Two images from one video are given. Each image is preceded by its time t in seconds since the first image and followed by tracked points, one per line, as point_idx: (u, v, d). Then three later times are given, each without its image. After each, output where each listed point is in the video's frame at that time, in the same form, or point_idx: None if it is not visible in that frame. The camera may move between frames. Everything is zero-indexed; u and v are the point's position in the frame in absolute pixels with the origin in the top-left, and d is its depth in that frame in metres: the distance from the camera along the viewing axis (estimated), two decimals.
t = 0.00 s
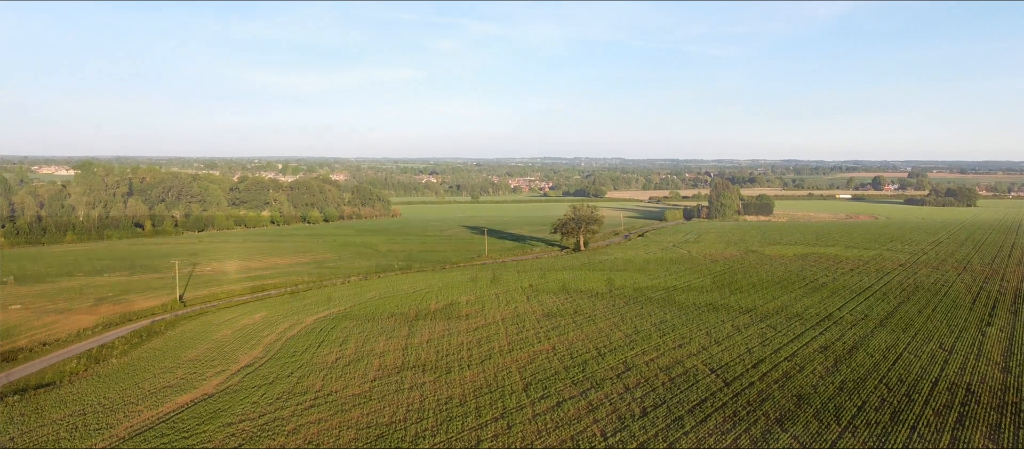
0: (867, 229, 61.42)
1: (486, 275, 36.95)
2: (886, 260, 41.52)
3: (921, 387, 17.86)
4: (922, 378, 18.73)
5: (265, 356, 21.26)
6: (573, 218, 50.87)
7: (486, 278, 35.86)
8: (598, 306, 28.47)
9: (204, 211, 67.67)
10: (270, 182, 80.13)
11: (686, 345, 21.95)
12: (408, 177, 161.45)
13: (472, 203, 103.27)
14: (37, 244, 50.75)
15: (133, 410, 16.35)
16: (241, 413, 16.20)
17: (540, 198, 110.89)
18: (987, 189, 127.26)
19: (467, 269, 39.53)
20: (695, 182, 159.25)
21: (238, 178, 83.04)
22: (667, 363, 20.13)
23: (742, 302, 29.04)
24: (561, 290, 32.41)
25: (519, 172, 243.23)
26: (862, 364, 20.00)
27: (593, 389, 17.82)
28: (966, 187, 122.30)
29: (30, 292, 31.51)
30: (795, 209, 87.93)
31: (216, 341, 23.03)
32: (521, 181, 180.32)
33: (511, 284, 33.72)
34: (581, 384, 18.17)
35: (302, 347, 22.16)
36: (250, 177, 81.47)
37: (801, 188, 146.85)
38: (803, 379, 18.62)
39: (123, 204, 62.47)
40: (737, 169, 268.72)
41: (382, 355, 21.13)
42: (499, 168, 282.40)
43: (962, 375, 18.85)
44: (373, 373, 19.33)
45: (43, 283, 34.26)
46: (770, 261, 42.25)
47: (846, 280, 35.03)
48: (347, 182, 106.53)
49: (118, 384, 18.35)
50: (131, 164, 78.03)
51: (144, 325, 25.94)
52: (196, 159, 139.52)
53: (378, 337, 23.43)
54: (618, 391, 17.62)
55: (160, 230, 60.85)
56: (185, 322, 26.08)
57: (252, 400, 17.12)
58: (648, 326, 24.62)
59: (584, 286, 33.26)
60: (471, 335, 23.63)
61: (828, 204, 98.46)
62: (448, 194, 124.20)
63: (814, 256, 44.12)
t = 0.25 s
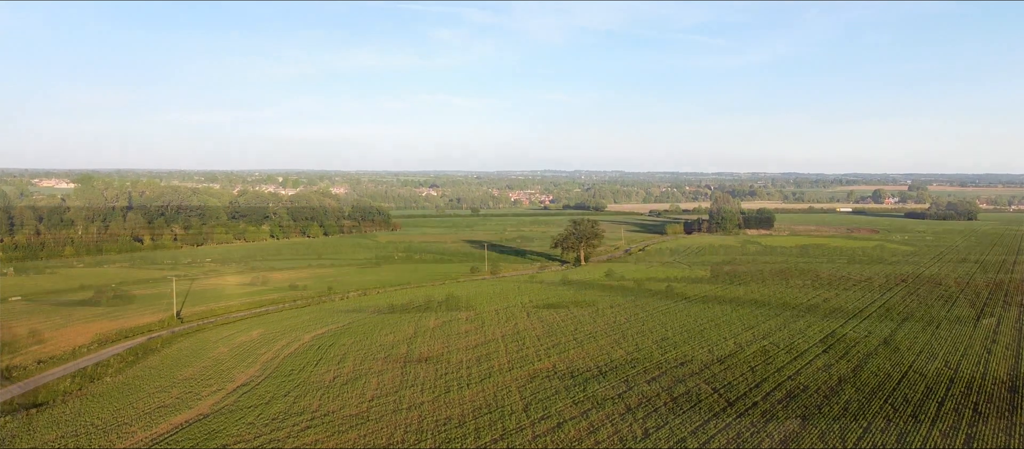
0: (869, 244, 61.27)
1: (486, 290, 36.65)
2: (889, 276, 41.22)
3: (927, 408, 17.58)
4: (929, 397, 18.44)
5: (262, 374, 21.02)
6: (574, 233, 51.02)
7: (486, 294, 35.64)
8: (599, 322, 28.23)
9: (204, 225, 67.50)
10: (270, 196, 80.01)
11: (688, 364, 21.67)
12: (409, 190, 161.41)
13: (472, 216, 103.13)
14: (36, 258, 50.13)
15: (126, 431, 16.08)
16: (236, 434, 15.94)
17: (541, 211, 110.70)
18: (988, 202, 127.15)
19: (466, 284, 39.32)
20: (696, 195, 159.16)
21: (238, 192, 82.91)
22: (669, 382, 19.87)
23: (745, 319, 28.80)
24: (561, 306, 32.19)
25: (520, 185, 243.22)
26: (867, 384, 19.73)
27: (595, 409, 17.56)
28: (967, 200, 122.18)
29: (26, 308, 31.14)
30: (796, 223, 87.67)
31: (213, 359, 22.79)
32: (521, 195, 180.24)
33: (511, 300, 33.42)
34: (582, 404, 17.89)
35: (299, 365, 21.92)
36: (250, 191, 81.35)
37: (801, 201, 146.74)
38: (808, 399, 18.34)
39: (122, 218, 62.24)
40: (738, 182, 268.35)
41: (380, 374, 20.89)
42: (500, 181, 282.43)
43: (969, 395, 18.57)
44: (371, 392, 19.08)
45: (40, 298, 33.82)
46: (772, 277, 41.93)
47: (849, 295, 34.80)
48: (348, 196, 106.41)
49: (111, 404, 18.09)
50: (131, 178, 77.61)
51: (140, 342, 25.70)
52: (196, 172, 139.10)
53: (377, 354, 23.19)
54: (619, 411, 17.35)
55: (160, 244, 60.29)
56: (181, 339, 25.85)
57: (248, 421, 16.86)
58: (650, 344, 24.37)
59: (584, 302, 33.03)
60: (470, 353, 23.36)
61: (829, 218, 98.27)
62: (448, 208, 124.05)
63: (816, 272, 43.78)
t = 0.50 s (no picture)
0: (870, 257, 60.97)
1: (486, 305, 36.35)
2: (891, 291, 40.94)
3: (933, 427, 17.29)
4: (935, 416, 18.14)
5: (259, 392, 20.75)
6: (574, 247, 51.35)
7: (486, 309, 35.35)
8: (599, 338, 27.94)
9: (202, 238, 67.16)
10: (269, 210, 79.72)
11: (690, 381, 21.40)
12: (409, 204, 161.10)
13: (472, 230, 102.84)
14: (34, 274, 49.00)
15: None
16: None
17: (541, 224, 110.39)
18: (989, 214, 126.87)
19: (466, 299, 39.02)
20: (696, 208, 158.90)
21: (237, 206, 82.61)
22: (671, 400, 19.59)
23: (747, 336, 28.50)
24: (562, 321, 31.90)
25: (520, 198, 243.03)
26: (872, 402, 19.44)
27: (596, 428, 17.27)
28: (968, 213, 121.89)
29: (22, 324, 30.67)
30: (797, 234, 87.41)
31: (209, 377, 22.51)
32: (521, 208, 180.00)
33: (511, 316, 33.11)
34: (583, 424, 17.61)
35: (297, 383, 21.65)
36: (250, 204, 81.06)
37: (802, 214, 146.55)
38: (812, 418, 18.05)
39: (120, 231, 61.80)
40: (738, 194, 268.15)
41: (379, 392, 20.62)
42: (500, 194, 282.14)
43: (975, 414, 18.28)
44: (368, 411, 18.79)
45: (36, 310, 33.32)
46: (776, 292, 41.62)
47: (852, 311, 34.50)
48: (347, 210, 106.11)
49: (105, 423, 17.82)
50: (129, 191, 76.95)
51: (135, 358, 25.42)
52: (195, 186, 138.68)
53: (375, 372, 22.92)
54: (620, 431, 17.07)
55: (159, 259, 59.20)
56: (177, 355, 25.57)
57: (243, 440, 16.59)
58: (651, 361, 24.09)
59: (585, 317, 32.76)
60: (470, 370, 23.08)
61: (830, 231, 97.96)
62: (448, 221, 123.72)
63: (819, 287, 43.43)
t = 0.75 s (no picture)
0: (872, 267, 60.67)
1: (486, 318, 35.96)
2: (894, 302, 40.62)
3: (940, 444, 17.04)
4: (941, 433, 17.89)
5: (256, 408, 20.50)
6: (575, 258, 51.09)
7: (486, 322, 35.11)
8: (601, 352, 27.70)
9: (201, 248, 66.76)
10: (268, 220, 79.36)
11: (693, 397, 21.12)
12: (410, 213, 160.69)
13: (472, 239, 102.47)
14: (30, 277, 47.50)
15: None
16: None
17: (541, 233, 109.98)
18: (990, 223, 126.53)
19: (466, 311, 38.77)
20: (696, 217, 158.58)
21: (236, 216, 82.22)
22: (673, 416, 19.34)
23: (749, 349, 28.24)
24: (563, 334, 31.65)
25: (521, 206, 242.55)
26: (878, 419, 19.19)
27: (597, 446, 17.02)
28: (969, 221, 121.62)
29: (17, 340, 30.18)
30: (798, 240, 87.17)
31: (206, 392, 22.26)
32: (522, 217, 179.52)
33: (511, 329, 32.77)
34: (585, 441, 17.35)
35: (294, 398, 21.40)
36: (249, 214, 80.68)
37: (802, 222, 146.15)
38: (817, 435, 17.80)
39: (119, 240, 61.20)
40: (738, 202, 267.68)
41: (378, 407, 20.37)
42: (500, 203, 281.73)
43: (983, 431, 18.03)
44: (367, 427, 18.55)
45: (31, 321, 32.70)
46: (777, 304, 41.24)
47: (855, 323, 34.24)
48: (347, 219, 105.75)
49: (99, 441, 17.57)
50: (127, 198, 76.31)
51: (132, 373, 25.17)
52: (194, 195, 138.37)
53: (374, 386, 22.68)
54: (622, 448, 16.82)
55: (157, 269, 58.02)
56: (175, 370, 25.33)
57: None
58: (653, 375, 23.84)
59: (586, 330, 32.51)
60: (470, 385, 22.84)
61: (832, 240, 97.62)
62: (449, 230, 123.28)
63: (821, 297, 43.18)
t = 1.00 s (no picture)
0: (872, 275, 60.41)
1: (485, 328, 35.67)
2: (893, 312, 40.54)
3: None
4: None
5: (254, 420, 20.29)
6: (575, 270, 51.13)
7: (485, 332, 34.90)
8: (601, 363, 27.51)
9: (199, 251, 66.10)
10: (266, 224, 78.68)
11: (696, 409, 20.93)
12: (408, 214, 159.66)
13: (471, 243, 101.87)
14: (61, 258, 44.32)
15: None
16: None
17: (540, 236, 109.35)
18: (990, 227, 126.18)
19: (465, 321, 38.53)
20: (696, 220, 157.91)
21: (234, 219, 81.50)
22: (675, 430, 19.14)
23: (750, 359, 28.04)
24: (562, 345, 31.44)
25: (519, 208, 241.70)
26: (882, 433, 19.03)
27: None
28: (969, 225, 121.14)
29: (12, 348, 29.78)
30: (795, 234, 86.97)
31: (203, 404, 22.06)
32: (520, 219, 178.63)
33: (511, 339, 32.57)
34: None
35: (293, 411, 21.21)
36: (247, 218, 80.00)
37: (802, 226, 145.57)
38: None
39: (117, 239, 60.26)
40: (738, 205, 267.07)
41: (378, 420, 20.18)
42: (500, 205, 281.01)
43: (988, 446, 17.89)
44: (367, 441, 18.36)
45: (27, 330, 32.27)
46: (777, 314, 41.07)
47: (856, 332, 34.04)
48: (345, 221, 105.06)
49: None
50: (123, 193, 75.46)
51: (128, 384, 24.92)
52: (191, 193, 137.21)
53: (373, 399, 22.48)
54: None
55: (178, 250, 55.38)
56: (171, 381, 25.10)
57: None
58: (654, 387, 23.65)
59: (585, 341, 32.29)
60: (470, 397, 22.65)
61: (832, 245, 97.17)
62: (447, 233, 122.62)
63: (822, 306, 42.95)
